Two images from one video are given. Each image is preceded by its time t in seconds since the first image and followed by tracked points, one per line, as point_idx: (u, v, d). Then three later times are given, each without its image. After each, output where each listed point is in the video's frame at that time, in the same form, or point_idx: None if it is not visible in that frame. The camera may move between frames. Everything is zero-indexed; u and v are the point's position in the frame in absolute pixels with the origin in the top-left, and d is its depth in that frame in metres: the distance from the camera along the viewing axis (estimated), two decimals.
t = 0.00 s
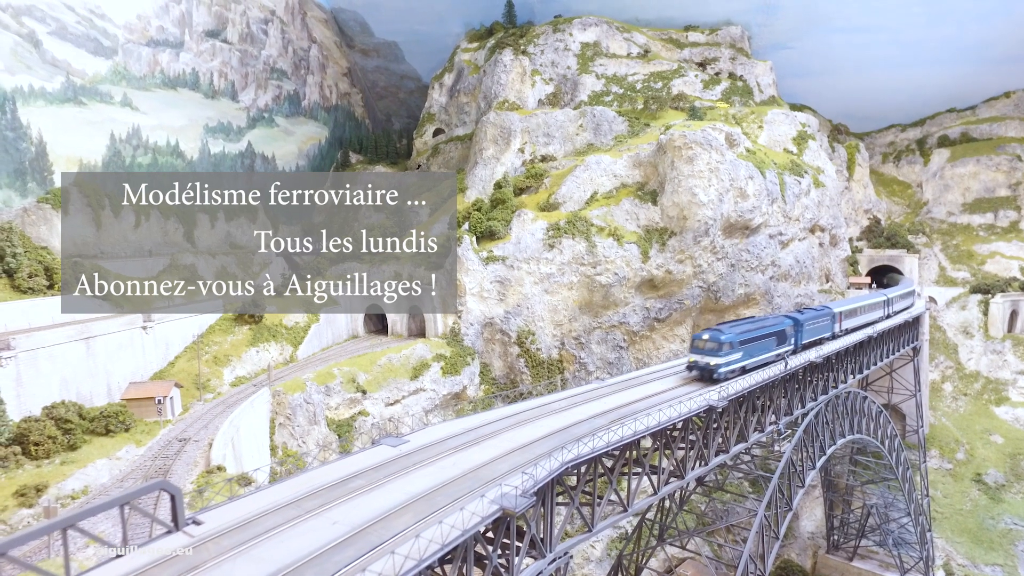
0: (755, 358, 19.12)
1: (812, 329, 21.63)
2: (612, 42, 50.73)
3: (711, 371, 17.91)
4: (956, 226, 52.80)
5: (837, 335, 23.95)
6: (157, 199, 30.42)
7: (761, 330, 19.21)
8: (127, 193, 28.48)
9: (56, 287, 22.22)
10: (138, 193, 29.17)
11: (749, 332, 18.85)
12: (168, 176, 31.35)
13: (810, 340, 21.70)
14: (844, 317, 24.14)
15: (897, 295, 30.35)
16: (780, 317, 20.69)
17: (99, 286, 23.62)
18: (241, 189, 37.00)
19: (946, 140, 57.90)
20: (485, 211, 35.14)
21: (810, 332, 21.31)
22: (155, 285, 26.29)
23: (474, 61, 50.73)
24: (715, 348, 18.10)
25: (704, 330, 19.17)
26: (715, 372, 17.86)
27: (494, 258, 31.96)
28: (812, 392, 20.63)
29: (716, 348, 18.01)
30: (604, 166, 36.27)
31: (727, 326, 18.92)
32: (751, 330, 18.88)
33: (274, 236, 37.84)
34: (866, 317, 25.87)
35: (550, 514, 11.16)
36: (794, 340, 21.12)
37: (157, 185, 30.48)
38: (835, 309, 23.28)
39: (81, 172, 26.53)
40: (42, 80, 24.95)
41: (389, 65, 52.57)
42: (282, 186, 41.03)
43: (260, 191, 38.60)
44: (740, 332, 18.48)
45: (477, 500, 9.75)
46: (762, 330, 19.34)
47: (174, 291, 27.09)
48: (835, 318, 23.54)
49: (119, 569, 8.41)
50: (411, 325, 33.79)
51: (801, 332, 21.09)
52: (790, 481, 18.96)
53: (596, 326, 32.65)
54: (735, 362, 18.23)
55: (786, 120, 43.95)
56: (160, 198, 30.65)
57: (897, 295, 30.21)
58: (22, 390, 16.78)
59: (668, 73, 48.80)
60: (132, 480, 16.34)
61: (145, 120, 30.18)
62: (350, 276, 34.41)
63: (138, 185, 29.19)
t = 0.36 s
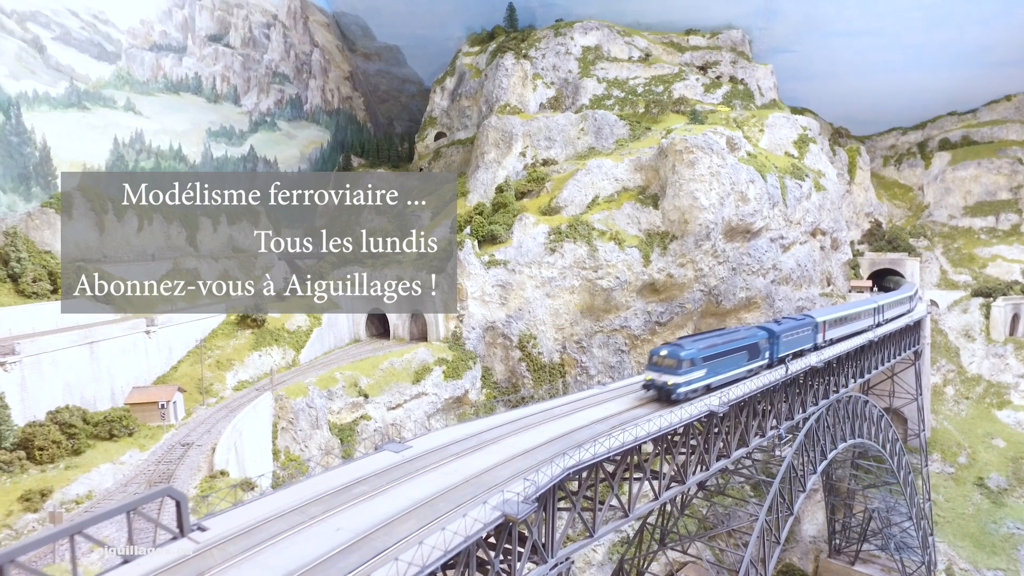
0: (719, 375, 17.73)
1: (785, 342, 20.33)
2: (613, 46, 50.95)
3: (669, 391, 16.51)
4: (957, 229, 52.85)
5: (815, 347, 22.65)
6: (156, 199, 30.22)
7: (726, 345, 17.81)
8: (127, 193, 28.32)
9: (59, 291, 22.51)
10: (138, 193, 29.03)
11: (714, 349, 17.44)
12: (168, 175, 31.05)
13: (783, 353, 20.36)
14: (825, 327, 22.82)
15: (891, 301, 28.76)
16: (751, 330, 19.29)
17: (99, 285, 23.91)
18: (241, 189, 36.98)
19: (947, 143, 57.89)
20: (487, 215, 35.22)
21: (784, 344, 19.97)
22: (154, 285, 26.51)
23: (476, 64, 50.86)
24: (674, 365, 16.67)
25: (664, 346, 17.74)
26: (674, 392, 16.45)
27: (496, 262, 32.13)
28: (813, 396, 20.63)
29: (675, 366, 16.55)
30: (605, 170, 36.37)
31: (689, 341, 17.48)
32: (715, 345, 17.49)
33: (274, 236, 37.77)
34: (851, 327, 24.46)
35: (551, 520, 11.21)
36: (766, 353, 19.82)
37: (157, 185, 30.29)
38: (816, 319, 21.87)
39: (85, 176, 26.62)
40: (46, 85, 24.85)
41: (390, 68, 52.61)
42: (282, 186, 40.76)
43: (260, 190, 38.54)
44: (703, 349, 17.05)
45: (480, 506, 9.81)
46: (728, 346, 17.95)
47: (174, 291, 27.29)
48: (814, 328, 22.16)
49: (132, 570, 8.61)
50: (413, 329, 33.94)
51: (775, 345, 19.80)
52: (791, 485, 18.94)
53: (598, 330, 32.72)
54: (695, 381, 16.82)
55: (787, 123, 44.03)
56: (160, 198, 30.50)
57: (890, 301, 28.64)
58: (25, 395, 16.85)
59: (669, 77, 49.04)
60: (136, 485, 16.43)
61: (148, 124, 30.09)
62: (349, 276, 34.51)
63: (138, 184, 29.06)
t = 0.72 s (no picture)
0: (675, 395, 15.99)
1: (754, 356, 18.72)
2: (614, 50, 51.17)
3: (616, 413, 14.77)
4: (958, 232, 52.83)
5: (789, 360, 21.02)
6: (157, 199, 30.08)
7: (683, 362, 16.09)
8: (127, 193, 28.26)
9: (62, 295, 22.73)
10: (138, 193, 28.91)
11: (669, 366, 15.70)
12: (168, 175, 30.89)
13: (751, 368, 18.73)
14: (802, 338, 21.34)
15: (877, 309, 27.13)
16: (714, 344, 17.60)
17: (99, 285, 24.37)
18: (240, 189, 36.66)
19: (948, 146, 57.92)
20: (488, 219, 35.38)
21: (752, 359, 18.35)
22: (154, 285, 26.86)
23: (478, 68, 51.17)
24: (623, 385, 14.88)
25: (613, 362, 15.98)
26: (621, 415, 14.70)
27: (496, 266, 32.31)
28: (813, 401, 20.66)
29: (624, 386, 14.79)
30: (606, 174, 36.49)
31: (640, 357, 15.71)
32: (670, 362, 15.76)
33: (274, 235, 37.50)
34: (831, 339, 22.82)
35: (550, 523, 11.25)
36: (732, 368, 18.11)
37: (158, 185, 30.10)
38: (793, 330, 20.46)
39: (88, 180, 26.62)
40: (49, 90, 24.93)
41: (392, 72, 52.65)
42: (282, 186, 40.54)
43: (261, 190, 38.29)
44: (656, 366, 15.32)
45: (478, 510, 9.86)
46: (686, 362, 16.23)
47: (174, 291, 27.63)
48: (787, 341, 20.49)
49: (136, 571, 8.72)
50: (414, 333, 34.05)
51: (740, 359, 18.09)
52: (790, 488, 18.93)
53: (599, 333, 32.61)
54: (647, 403, 15.07)
55: (787, 127, 44.13)
56: (160, 198, 30.27)
57: (876, 308, 26.97)
58: (28, 398, 16.96)
59: (670, 81, 49.27)
60: (138, 488, 16.50)
61: (151, 128, 30.08)
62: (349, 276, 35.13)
63: (138, 184, 28.88)
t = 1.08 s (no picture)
0: (622, 417, 14.24)
1: (714, 370, 17.08)
2: (615, 53, 51.31)
3: (551, 440, 12.93)
4: (959, 235, 52.81)
5: (757, 374, 19.39)
6: (157, 200, 29.92)
7: (631, 380, 14.34)
8: (127, 192, 28.13)
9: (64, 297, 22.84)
10: (138, 193, 28.80)
11: (613, 387, 13.92)
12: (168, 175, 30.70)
13: (711, 384, 17.10)
14: (772, 349, 19.84)
15: (863, 315, 25.63)
16: (667, 359, 15.88)
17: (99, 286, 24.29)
18: (240, 189, 36.31)
19: (948, 149, 57.94)
20: (489, 222, 35.52)
21: (713, 373, 16.91)
22: (155, 285, 26.77)
23: (478, 71, 51.48)
24: (559, 409, 13.04)
25: (550, 382, 14.14)
26: (557, 443, 12.86)
27: (497, 269, 32.39)
28: (813, 403, 20.67)
29: (560, 410, 12.94)
30: (607, 177, 36.53)
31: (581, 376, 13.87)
32: (615, 381, 14.00)
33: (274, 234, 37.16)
34: (807, 349, 21.30)
35: (548, 524, 11.28)
36: (690, 384, 16.56)
37: (158, 185, 30.00)
38: (764, 341, 19.29)
39: (90, 183, 26.61)
40: (53, 93, 25.10)
41: (393, 76, 52.70)
42: (282, 186, 40.07)
43: (260, 191, 37.90)
44: (598, 387, 13.52)
45: (475, 511, 9.87)
46: (634, 381, 14.47)
47: (174, 290, 27.61)
48: (753, 353, 18.89)
49: (137, 572, 8.75)
50: (415, 336, 34.11)
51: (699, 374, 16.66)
52: (790, 491, 18.86)
53: (599, 336, 32.70)
54: (587, 428, 13.26)
55: (788, 130, 44.19)
56: (160, 198, 30.10)
57: (861, 315, 25.45)
58: (30, 401, 17.01)
59: (671, 84, 49.42)
60: (138, 490, 16.52)
61: (153, 132, 30.10)
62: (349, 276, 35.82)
63: (138, 184, 28.81)
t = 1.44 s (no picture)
0: (559, 449, 12.41)
1: (671, 388, 15.38)
2: (617, 56, 51.33)
3: (472, 482, 11.02)
4: (961, 237, 52.71)
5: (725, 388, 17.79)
6: (157, 200, 29.79)
7: (570, 406, 12.52)
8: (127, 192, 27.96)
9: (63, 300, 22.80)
10: (138, 193, 28.62)
11: (547, 416, 12.03)
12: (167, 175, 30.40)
13: (667, 404, 15.41)
14: (742, 362, 18.16)
15: (849, 322, 24.15)
16: (616, 378, 14.10)
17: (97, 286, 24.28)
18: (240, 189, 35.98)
19: (950, 152, 57.82)
20: (490, 224, 35.50)
21: (670, 393, 15.25)
22: (155, 285, 26.64)
23: (478, 74, 51.71)
24: (481, 443, 11.16)
25: (473, 409, 12.25)
26: (478, 486, 10.95)
27: (498, 271, 32.32)
28: (814, 407, 20.57)
29: (481, 445, 11.06)
30: (608, 180, 36.47)
31: (507, 404, 11.95)
32: (550, 407, 12.17)
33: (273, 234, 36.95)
34: (782, 361, 19.73)
35: (547, 529, 11.19)
36: (643, 405, 14.90)
37: (157, 185, 29.81)
38: (733, 354, 17.66)
39: (91, 186, 26.47)
40: (54, 96, 24.89)
41: (395, 79, 52.74)
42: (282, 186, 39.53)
43: (260, 191, 37.57)
44: (529, 416, 11.67)
45: (474, 517, 9.78)
46: (573, 407, 12.62)
47: (174, 290, 27.53)
48: (719, 367, 17.24)
49: None
50: (415, 340, 34.08)
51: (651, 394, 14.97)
52: (792, 494, 18.70)
53: (600, 339, 32.67)
54: (515, 465, 11.40)
55: (789, 133, 44.16)
56: (160, 198, 29.84)
57: (847, 322, 23.94)
58: (29, 405, 16.98)
59: (672, 87, 49.45)
60: (137, 493, 16.53)
61: (154, 134, 29.98)
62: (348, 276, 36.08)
63: (138, 184, 28.68)
